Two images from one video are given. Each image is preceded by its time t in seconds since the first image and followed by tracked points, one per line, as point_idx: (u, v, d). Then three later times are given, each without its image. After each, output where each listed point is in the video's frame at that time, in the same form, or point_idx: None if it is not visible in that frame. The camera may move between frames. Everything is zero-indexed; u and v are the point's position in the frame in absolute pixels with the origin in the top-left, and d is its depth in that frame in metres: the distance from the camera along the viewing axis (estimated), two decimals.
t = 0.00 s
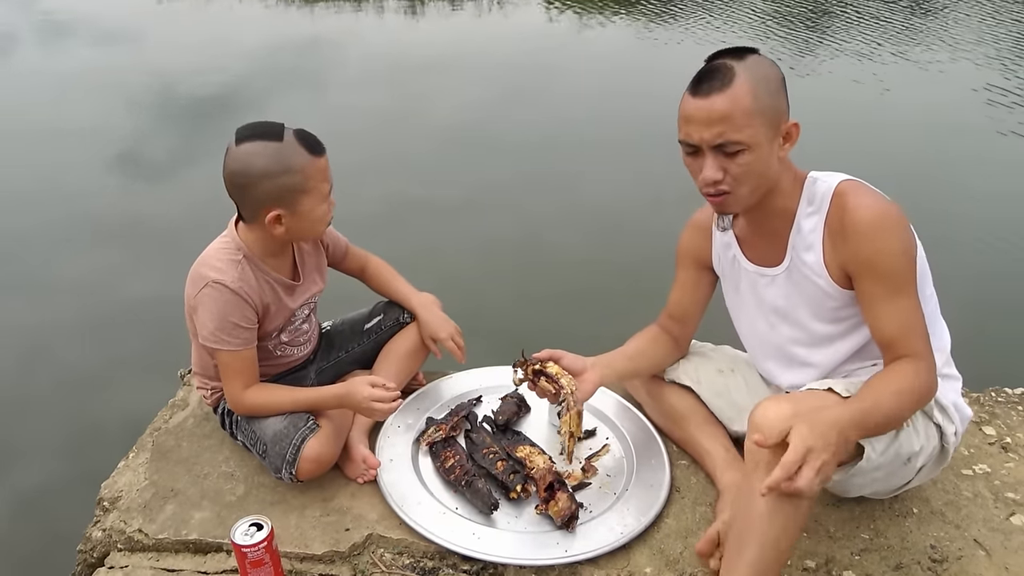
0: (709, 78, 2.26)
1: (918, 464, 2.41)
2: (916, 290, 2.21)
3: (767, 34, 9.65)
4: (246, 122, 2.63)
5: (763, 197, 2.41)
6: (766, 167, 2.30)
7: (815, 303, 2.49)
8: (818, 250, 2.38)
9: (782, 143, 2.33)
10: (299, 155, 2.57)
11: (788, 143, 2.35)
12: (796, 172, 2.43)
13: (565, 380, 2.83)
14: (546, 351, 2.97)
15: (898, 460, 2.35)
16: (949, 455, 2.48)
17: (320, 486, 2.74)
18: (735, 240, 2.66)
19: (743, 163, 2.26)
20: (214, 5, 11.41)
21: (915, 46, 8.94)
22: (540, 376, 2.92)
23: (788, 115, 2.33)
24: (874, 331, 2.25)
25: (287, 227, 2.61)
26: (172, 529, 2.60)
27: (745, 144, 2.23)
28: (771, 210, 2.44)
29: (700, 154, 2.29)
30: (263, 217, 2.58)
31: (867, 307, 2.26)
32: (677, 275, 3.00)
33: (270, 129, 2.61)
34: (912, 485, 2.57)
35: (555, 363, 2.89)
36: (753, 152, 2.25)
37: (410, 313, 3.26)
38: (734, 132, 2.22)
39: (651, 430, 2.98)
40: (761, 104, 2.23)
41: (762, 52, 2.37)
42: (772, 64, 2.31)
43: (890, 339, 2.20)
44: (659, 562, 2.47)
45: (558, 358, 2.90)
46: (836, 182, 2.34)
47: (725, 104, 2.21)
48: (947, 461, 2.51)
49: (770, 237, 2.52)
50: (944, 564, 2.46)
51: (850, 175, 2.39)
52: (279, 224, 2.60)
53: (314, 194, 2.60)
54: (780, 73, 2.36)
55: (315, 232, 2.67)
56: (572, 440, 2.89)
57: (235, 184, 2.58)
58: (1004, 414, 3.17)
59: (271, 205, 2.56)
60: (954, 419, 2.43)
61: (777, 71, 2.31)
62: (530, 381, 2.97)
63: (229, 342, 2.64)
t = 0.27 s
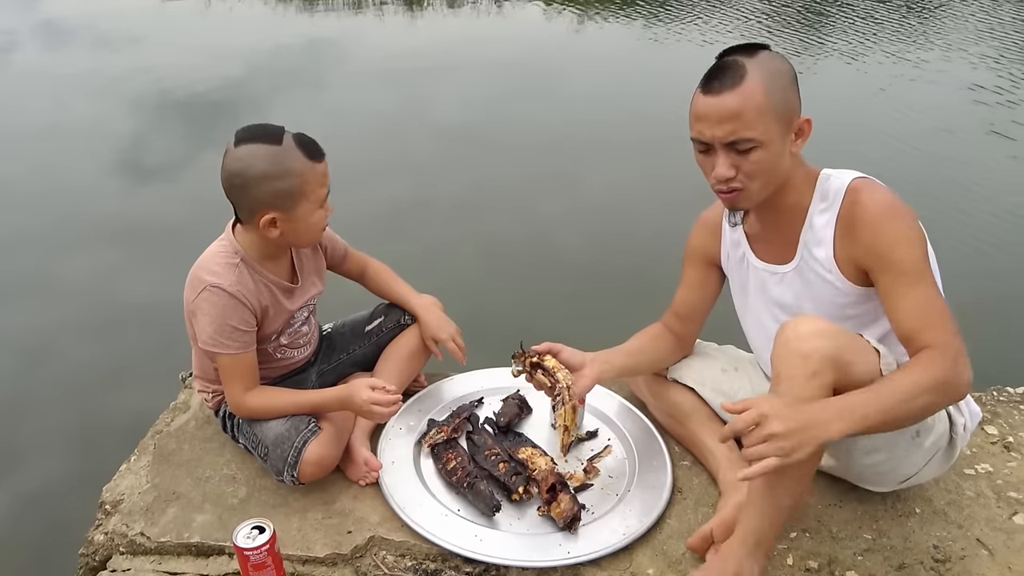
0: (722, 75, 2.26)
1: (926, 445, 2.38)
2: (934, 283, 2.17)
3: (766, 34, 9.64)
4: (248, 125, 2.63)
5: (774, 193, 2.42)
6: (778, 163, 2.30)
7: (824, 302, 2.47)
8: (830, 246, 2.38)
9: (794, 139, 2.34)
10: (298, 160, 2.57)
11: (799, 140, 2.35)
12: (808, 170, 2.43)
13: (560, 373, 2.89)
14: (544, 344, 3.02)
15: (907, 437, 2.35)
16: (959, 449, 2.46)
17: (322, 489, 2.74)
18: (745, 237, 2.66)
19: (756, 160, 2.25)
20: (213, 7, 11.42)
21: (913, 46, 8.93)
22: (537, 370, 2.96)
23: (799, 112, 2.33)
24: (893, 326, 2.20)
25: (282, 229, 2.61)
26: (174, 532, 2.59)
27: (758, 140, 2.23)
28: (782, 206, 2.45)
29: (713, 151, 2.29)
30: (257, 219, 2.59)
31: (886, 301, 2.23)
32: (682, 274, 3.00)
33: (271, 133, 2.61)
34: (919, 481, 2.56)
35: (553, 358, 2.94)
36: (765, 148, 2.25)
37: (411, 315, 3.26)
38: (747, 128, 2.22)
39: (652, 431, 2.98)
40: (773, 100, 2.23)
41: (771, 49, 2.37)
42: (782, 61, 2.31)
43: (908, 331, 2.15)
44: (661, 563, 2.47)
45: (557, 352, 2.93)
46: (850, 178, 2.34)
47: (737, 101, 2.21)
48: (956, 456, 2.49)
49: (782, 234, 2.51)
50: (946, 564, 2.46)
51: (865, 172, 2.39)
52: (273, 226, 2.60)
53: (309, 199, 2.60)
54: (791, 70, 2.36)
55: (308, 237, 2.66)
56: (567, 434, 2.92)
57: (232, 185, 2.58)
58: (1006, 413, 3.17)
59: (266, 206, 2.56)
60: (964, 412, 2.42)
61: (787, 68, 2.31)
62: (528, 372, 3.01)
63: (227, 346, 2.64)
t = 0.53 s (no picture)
0: (727, 81, 2.26)
1: (925, 441, 2.36)
2: (910, 292, 2.10)
3: (767, 34, 9.63)
4: (274, 124, 2.64)
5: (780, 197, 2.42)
6: (784, 168, 2.30)
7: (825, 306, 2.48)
8: (829, 251, 2.38)
9: (800, 143, 2.33)
10: (302, 174, 2.54)
11: (806, 144, 2.35)
12: (814, 174, 2.43)
13: (564, 377, 2.87)
14: (549, 347, 3.02)
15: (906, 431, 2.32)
16: (960, 449, 2.43)
17: (328, 490, 2.74)
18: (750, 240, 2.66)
19: (761, 166, 2.26)
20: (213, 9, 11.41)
21: (914, 45, 8.93)
22: (542, 372, 2.94)
23: (806, 116, 2.33)
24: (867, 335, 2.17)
25: (273, 234, 2.60)
26: (181, 534, 2.60)
27: (763, 147, 2.23)
28: (786, 210, 2.45)
29: (718, 157, 2.29)
30: (252, 221, 2.59)
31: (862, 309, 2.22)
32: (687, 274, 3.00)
33: (289, 139, 2.60)
34: (918, 481, 2.54)
35: (557, 360, 2.94)
36: (770, 154, 2.25)
37: (415, 317, 3.26)
38: (752, 134, 2.22)
39: (657, 431, 2.98)
40: (778, 106, 2.23)
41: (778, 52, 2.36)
42: (788, 66, 2.30)
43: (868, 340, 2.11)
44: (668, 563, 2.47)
45: (560, 355, 2.97)
46: (854, 184, 2.34)
47: (743, 107, 2.21)
48: (956, 456, 2.46)
49: (786, 238, 2.52)
50: (953, 563, 2.46)
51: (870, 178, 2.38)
52: (265, 229, 2.60)
53: (305, 216, 2.56)
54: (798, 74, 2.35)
55: (299, 249, 2.64)
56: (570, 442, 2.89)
57: (237, 183, 2.60)
58: (1012, 412, 3.17)
59: (259, 209, 2.56)
60: (966, 412, 2.40)
61: (794, 73, 2.30)
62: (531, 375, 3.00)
63: (230, 347, 2.64)
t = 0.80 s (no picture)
0: (710, 95, 2.26)
1: (920, 447, 2.36)
2: (901, 304, 2.09)
3: (764, 33, 9.64)
4: (278, 127, 2.65)
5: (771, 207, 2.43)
6: (770, 181, 2.30)
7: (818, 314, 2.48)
8: (820, 262, 2.39)
9: (788, 154, 2.34)
10: (303, 177, 2.54)
11: (794, 155, 2.35)
12: (805, 184, 2.44)
13: (562, 379, 2.86)
14: (546, 349, 3.02)
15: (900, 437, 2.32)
16: (956, 453, 2.44)
17: (329, 491, 2.74)
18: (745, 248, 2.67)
19: (747, 179, 2.26)
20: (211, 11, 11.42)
21: (911, 45, 8.94)
22: (540, 374, 2.94)
23: (793, 127, 2.32)
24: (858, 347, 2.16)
25: (274, 237, 2.60)
26: (182, 535, 2.60)
27: (748, 161, 2.24)
28: (779, 219, 2.46)
29: (704, 171, 2.30)
30: (253, 223, 2.60)
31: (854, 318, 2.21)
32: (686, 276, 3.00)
33: (290, 142, 2.61)
34: (915, 485, 2.54)
35: (554, 362, 2.94)
36: (755, 168, 2.25)
37: (416, 318, 3.26)
38: (736, 149, 2.22)
39: (658, 431, 2.98)
40: (763, 119, 2.23)
41: (765, 62, 2.36)
42: (774, 77, 2.30)
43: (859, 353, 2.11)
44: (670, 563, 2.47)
45: (558, 357, 2.97)
46: (845, 194, 2.33)
47: (726, 121, 2.21)
48: (953, 460, 2.46)
49: (779, 248, 2.52)
50: (954, 561, 2.46)
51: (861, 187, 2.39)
52: (266, 232, 2.60)
53: (305, 219, 2.56)
54: (785, 84, 2.34)
55: (299, 252, 2.64)
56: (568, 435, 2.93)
57: (239, 185, 2.61)
58: (1011, 411, 3.18)
59: (260, 212, 2.57)
60: (962, 416, 2.40)
61: (780, 84, 2.29)
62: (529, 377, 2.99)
63: (234, 350, 2.64)
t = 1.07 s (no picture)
0: (701, 100, 2.27)
1: (916, 443, 2.37)
2: (894, 307, 2.10)
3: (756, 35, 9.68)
4: (264, 128, 2.65)
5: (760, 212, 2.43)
6: (761, 187, 2.31)
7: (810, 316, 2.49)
8: (812, 265, 2.40)
9: (778, 159, 2.35)
10: (283, 178, 2.53)
11: (784, 160, 2.36)
12: (796, 186, 2.44)
13: (562, 386, 2.87)
14: (545, 354, 2.99)
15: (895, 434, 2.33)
16: (950, 448, 2.44)
17: (322, 493, 2.74)
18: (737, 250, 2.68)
19: (738, 185, 2.27)
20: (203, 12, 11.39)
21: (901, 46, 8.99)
22: (539, 381, 2.96)
23: (783, 133, 2.34)
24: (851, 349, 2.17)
25: (258, 238, 2.60)
26: (175, 539, 2.59)
27: (740, 166, 2.24)
28: (769, 224, 2.47)
29: (696, 177, 2.30)
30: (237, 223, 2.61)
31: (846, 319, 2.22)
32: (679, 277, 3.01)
33: (273, 144, 2.61)
34: (910, 479, 2.55)
35: (554, 368, 2.93)
36: (747, 173, 2.26)
37: (409, 319, 3.26)
38: (728, 154, 2.23)
39: (651, 431, 2.99)
40: (754, 125, 2.24)
41: (754, 68, 2.37)
42: (764, 83, 2.31)
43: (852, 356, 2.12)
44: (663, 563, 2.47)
45: (557, 362, 2.94)
46: (836, 197, 2.34)
47: (718, 127, 2.22)
48: (947, 454, 2.47)
49: (771, 251, 2.53)
50: (946, 560, 2.47)
51: (853, 189, 2.39)
52: (249, 232, 2.60)
53: (285, 220, 2.55)
54: (774, 90, 2.36)
55: (284, 253, 2.63)
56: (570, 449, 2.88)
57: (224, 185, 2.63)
58: (1002, 409, 3.19)
59: (242, 212, 2.57)
60: (955, 411, 2.41)
61: (770, 90, 2.31)
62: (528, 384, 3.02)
63: (227, 352, 2.64)
